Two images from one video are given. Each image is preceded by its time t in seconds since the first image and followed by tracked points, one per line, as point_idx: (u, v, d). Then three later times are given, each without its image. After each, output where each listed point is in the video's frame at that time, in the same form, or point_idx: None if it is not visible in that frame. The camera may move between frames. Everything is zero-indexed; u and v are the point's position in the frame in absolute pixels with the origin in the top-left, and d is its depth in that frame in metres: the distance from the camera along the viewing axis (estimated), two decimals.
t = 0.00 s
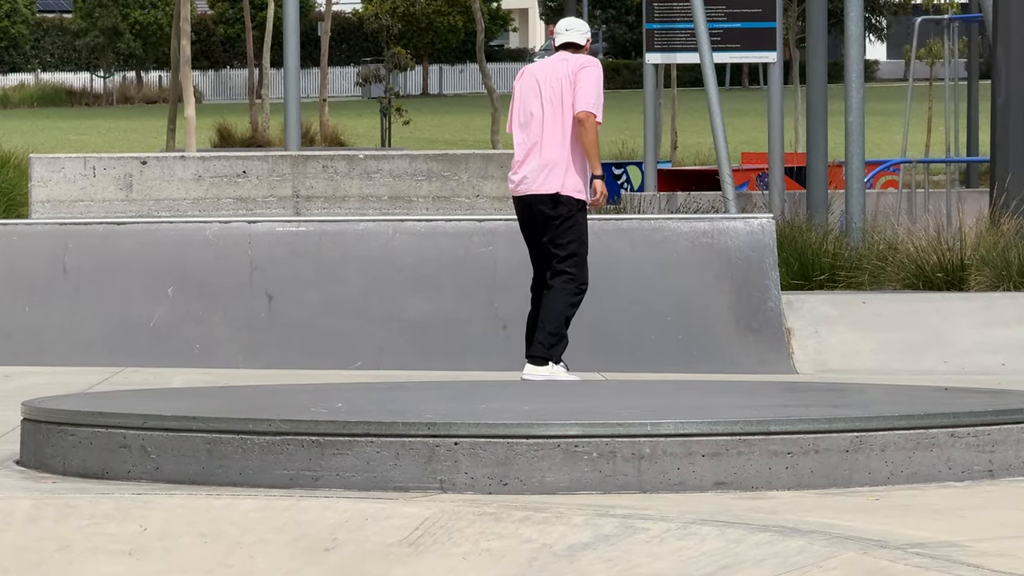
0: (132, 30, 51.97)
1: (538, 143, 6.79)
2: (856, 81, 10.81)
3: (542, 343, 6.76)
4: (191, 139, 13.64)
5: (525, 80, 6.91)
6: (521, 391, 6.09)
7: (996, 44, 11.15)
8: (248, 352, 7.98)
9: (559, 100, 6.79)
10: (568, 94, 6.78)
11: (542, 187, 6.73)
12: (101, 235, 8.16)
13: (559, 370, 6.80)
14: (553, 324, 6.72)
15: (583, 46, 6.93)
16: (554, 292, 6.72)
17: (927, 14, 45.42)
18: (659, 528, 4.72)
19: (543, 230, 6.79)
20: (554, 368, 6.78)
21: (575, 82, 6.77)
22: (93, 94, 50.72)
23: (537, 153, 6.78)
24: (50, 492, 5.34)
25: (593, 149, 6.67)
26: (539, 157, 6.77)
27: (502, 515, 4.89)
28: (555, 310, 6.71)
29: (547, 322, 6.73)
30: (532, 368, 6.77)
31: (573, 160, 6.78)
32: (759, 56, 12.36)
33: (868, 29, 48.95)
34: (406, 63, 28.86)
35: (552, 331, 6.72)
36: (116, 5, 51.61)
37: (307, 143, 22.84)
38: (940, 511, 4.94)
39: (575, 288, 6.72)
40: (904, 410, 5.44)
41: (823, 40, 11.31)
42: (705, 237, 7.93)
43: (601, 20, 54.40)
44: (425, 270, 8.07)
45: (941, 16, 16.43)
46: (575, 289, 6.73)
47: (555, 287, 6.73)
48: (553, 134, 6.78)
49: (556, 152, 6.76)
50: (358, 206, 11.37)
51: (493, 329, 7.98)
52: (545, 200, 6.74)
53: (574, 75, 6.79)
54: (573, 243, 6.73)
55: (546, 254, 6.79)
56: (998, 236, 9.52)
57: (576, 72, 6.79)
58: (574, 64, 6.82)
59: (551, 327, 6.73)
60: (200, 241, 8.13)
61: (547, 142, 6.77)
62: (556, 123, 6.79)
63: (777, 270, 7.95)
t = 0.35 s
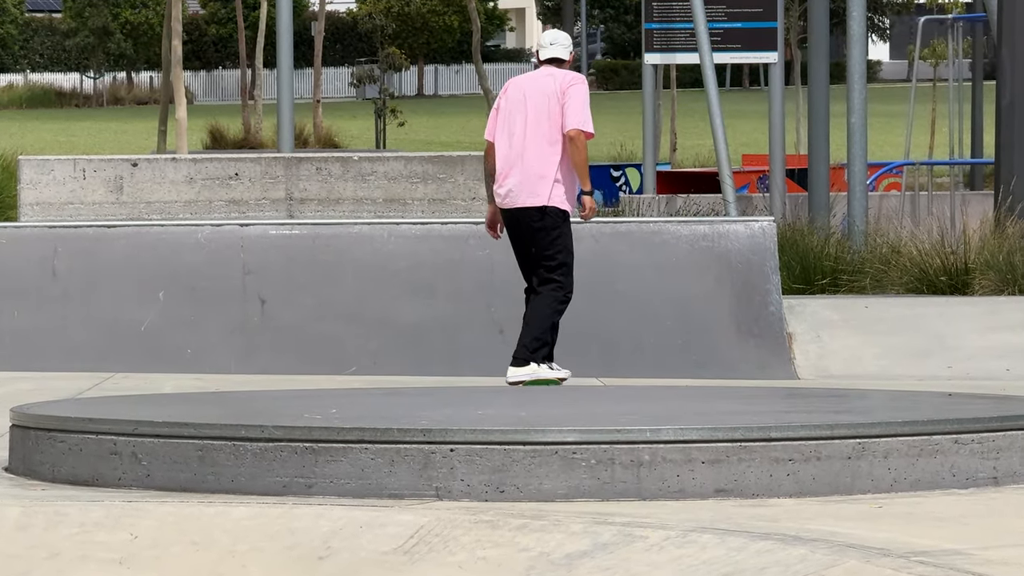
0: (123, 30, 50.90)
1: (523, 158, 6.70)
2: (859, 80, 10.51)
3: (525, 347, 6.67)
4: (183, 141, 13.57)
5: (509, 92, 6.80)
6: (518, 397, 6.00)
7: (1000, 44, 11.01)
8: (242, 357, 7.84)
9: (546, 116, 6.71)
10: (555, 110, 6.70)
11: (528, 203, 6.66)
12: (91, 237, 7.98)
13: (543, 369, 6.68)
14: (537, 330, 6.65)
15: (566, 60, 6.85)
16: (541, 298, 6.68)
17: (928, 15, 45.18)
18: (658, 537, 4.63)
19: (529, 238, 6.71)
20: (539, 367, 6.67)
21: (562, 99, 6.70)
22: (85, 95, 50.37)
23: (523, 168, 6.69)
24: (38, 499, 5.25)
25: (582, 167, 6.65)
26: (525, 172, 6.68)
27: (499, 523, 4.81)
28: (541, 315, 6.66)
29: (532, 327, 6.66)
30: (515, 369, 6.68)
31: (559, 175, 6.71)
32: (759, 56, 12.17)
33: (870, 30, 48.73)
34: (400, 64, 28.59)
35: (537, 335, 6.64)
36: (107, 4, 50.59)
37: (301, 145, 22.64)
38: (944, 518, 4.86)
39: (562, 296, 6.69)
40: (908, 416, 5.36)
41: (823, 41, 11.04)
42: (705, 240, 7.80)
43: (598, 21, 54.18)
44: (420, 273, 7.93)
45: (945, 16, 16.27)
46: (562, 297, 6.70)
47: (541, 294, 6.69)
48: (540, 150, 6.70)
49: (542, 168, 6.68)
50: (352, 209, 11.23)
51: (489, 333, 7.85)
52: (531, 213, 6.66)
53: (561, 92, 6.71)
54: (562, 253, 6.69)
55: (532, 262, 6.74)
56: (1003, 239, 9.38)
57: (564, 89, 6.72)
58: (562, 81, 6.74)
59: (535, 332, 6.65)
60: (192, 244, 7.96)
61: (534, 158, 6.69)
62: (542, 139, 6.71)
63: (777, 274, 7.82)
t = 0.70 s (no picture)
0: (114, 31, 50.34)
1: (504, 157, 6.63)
2: (862, 85, 10.27)
3: (520, 344, 6.63)
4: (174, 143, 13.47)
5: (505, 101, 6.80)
6: (515, 404, 5.91)
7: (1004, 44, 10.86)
8: (234, 364, 7.63)
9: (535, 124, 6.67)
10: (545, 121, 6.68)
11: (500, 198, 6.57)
12: (81, 241, 7.79)
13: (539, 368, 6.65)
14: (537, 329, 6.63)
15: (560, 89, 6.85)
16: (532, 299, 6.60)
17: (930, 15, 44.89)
18: (657, 545, 4.53)
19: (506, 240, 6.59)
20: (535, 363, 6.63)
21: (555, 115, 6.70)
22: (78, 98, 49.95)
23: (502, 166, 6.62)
24: (27, 508, 5.15)
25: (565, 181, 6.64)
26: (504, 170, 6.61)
27: (495, 532, 4.71)
28: (537, 315, 6.60)
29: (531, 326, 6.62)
30: (511, 366, 6.64)
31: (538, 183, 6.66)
32: (761, 57, 11.44)
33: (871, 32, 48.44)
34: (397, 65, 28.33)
35: (533, 333, 6.61)
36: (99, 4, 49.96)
37: (296, 148, 22.40)
38: (948, 527, 4.77)
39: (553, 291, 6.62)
40: (911, 422, 5.28)
41: (825, 41, 10.65)
42: (705, 244, 7.58)
43: (595, 22, 53.94)
44: (418, 276, 7.70)
45: (947, 16, 16.12)
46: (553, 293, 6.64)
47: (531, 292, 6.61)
48: (521, 151, 6.62)
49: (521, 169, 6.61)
50: (346, 212, 11.10)
51: (485, 339, 7.63)
52: (512, 210, 6.58)
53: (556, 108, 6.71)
54: (548, 247, 6.61)
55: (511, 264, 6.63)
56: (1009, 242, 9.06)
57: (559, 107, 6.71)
58: (558, 100, 6.74)
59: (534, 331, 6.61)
60: (183, 247, 7.74)
61: (513, 157, 6.61)
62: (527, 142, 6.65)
63: (778, 279, 7.60)
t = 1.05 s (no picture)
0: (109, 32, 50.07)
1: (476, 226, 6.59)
2: (864, 85, 10.10)
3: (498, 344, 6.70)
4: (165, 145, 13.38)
5: (493, 164, 6.71)
6: (512, 411, 5.83)
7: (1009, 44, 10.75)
8: (226, 370, 7.40)
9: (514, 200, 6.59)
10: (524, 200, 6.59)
11: (464, 265, 6.59)
12: (71, 245, 7.58)
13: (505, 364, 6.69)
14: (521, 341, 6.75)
15: (539, 156, 6.78)
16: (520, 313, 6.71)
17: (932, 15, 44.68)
18: (656, 554, 4.44)
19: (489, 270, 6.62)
20: (503, 360, 6.68)
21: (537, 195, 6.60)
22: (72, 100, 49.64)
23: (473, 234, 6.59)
24: (15, 516, 5.06)
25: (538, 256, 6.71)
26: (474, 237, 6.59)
27: (492, 540, 4.62)
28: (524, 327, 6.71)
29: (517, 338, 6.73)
30: (481, 358, 6.70)
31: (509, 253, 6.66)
32: (762, 58, 11.36)
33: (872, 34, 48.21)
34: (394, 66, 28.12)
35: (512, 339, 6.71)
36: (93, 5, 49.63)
37: (291, 149, 22.21)
38: (952, 535, 4.68)
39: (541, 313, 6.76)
40: (914, 429, 5.20)
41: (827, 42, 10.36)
42: (705, 248, 7.45)
43: (594, 22, 53.72)
44: (414, 282, 7.53)
45: (951, 16, 15.97)
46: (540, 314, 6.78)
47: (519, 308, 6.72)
48: (494, 228, 6.58)
49: (490, 243, 6.57)
50: (341, 216, 10.99)
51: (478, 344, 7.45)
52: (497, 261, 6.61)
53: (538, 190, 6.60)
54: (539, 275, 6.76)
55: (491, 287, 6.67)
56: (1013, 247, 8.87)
57: (542, 187, 6.60)
58: (542, 180, 6.60)
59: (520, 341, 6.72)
60: (175, 251, 7.54)
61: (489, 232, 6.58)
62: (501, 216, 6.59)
63: (779, 284, 7.44)
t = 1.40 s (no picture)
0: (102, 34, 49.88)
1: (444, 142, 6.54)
2: (868, 87, 9.97)
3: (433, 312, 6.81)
4: (157, 147, 13.29)
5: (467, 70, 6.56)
6: (509, 416, 5.75)
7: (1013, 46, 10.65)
8: (219, 373, 7.10)
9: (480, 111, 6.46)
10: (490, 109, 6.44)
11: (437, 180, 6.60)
12: (61, 248, 7.51)
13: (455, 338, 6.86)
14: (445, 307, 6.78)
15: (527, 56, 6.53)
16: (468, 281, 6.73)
17: (936, 15, 44.57)
18: (655, 563, 4.36)
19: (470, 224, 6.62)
20: (451, 333, 6.85)
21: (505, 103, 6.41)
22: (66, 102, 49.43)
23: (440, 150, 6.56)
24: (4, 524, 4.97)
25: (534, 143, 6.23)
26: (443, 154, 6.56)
27: (488, 549, 4.54)
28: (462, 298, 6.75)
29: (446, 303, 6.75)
30: (430, 334, 6.84)
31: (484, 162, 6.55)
32: (763, 58, 11.28)
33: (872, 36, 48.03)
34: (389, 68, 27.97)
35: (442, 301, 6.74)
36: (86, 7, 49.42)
37: (285, 151, 22.08)
38: (957, 543, 4.60)
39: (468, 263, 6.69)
40: (917, 435, 5.13)
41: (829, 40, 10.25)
42: (705, 251, 7.37)
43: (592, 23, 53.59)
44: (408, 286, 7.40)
45: (954, 16, 15.88)
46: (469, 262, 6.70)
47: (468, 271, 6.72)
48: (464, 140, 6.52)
49: (458, 160, 6.53)
50: (335, 219, 10.76)
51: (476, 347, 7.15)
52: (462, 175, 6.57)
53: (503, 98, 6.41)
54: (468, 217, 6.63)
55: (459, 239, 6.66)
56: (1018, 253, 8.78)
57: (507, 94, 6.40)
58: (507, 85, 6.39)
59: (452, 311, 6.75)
60: (167, 254, 7.45)
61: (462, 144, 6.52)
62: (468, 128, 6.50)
63: (781, 288, 7.31)
